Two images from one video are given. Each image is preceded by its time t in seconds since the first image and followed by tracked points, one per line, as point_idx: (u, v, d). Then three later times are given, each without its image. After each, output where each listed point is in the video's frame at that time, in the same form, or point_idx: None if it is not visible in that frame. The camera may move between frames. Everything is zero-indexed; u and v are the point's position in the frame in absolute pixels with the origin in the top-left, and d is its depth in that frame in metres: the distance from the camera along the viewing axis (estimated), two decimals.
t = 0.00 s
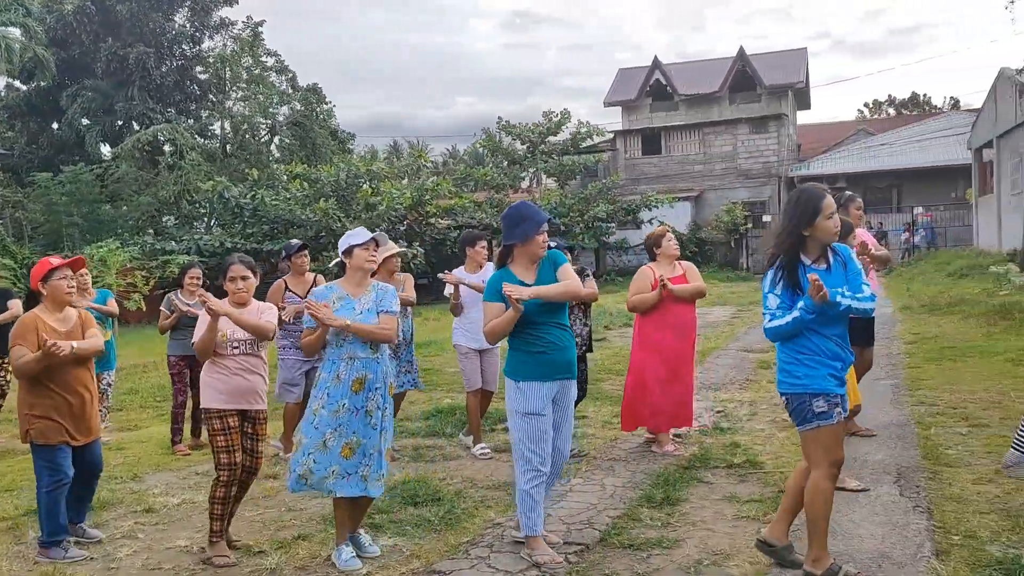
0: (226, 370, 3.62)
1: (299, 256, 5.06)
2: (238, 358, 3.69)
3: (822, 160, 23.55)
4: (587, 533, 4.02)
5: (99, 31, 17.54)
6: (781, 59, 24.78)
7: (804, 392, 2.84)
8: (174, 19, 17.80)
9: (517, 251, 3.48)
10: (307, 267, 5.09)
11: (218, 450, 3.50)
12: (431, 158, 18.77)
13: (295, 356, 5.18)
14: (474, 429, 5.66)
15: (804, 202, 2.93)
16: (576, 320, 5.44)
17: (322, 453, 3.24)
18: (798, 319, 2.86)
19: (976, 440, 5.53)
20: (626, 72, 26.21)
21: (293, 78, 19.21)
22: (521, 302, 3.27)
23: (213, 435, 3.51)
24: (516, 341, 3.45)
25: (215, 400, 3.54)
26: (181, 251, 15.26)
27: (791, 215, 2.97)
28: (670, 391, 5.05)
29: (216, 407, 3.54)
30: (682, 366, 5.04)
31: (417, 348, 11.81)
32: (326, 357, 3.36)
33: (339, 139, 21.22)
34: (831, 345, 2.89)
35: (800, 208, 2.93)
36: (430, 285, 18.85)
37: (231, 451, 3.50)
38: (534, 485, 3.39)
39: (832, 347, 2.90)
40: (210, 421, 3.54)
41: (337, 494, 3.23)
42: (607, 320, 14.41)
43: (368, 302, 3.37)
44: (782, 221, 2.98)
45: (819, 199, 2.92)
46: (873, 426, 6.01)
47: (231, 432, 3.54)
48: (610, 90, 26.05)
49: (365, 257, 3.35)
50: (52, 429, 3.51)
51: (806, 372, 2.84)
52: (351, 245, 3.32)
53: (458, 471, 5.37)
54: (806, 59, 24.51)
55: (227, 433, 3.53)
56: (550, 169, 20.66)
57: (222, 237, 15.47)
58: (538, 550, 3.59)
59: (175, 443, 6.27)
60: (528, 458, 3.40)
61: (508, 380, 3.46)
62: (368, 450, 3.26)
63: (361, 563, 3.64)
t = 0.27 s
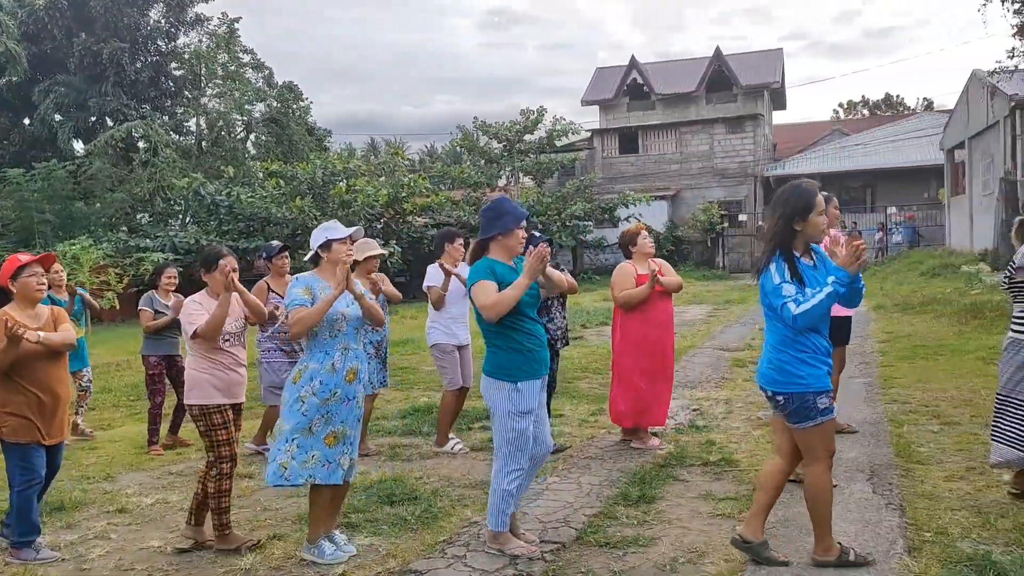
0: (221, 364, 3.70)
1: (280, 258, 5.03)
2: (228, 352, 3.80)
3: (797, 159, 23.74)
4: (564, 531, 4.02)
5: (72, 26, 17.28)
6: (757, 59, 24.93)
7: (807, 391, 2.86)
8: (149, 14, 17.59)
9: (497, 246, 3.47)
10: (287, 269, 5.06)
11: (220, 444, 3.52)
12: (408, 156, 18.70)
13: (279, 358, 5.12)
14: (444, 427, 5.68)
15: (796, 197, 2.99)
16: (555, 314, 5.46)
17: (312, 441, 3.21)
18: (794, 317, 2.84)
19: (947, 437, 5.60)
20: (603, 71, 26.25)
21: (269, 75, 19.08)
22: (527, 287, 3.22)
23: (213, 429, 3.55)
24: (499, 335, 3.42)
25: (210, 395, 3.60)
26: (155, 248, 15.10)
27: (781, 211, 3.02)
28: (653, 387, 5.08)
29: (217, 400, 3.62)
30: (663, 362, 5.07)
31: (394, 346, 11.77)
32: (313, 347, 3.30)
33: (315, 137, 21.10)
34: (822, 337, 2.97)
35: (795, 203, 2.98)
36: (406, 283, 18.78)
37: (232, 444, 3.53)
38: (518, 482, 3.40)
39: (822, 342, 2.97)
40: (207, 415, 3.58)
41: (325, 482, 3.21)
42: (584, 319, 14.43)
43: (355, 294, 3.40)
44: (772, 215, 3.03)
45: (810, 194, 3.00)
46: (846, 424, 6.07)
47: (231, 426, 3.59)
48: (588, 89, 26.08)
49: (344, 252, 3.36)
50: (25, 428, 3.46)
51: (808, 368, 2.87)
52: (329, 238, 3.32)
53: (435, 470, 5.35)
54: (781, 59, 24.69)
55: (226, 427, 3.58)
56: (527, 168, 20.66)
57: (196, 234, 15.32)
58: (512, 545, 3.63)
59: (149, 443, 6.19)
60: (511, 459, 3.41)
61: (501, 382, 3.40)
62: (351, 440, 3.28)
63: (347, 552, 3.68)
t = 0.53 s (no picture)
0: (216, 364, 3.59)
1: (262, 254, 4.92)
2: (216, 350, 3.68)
3: (773, 156, 23.88)
4: (541, 527, 4.01)
5: (43, 18, 17.02)
6: (733, 56, 25.04)
7: (809, 382, 2.86)
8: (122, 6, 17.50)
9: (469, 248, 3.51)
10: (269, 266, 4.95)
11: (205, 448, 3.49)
12: (384, 151, 18.60)
13: (265, 354, 5.06)
14: (419, 424, 5.64)
15: (788, 193, 2.98)
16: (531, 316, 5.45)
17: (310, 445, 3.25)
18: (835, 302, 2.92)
19: (918, 431, 5.65)
20: (580, 67, 26.26)
21: (243, 70, 18.96)
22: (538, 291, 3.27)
23: (204, 432, 3.50)
24: (486, 336, 3.37)
25: (207, 397, 3.51)
26: (128, 244, 14.91)
27: (772, 205, 3.00)
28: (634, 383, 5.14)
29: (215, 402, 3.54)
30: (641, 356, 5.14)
31: (370, 343, 11.70)
32: (303, 351, 3.31)
33: (291, 132, 20.95)
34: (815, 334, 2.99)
35: (786, 195, 2.97)
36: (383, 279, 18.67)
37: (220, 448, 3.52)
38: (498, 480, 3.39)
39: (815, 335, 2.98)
40: (201, 417, 3.51)
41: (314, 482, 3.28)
42: (561, 315, 14.42)
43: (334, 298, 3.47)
44: (771, 201, 2.99)
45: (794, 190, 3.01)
46: (821, 419, 6.11)
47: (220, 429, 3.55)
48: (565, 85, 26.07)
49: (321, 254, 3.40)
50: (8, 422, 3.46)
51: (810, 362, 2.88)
52: (310, 241, 3.30)
53: (411, 466, 5.32)
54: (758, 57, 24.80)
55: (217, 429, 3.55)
56: (505, 164, 20.63)
57: (170, 230, 15.16)
58: (488, 541, 3.62)
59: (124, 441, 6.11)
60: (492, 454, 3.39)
61: (484, 379, 3.36)
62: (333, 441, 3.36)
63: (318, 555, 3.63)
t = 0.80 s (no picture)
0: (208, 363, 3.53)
1: (247, 249, 4.77)
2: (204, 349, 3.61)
3: (750, 152, 24.01)
4: (518, 521, 3.99)
5: (13, 9, 16.66)
6: (709, 52, 25.14)
7: (783, 374, 2.86)
8: None
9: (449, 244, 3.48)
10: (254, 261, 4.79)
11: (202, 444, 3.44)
12: (361, 145, 18.49)
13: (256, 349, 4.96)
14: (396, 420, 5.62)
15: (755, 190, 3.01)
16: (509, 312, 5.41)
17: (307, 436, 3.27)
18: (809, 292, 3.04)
19: (891, 424, 5.70)
20: (557, 62, 26.25)
21: (218, 63, 18.83)
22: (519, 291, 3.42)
23: (200, 429, 3.44)
24: (476, 329, 3.32)
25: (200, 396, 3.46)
26: (100, 239, 14.72)
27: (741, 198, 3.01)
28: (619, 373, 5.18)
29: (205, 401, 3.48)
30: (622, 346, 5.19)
31: (346, 338, 11.63)
32: (302, 348, 3.27)
33: (266, 127, 20.79)
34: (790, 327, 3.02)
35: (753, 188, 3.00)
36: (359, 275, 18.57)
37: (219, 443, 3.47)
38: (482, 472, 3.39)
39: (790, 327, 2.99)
40: (192, 417, 3.45)
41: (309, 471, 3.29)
42: (538, 310, 14.42)
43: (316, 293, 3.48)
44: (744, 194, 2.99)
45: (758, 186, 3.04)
46: (796, 412, 6.15)
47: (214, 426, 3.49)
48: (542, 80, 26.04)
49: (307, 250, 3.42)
50: None
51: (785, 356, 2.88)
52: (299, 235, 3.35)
53: (387, 462, 5.29)
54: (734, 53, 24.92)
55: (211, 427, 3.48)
56: (482, 159, 20.59)
57: (143, 224, 14.98)
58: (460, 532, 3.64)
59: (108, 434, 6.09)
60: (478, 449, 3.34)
61: (472, 371, 3.31)
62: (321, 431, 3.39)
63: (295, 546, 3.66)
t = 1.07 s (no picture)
0: (179, 358, 3.45)
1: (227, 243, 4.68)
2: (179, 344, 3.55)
3: (728, 148, 24.13)
4: (495, 517, 3.99)
5: None
6: (688, 49, 25.24)
7: (751, 376, 2.87)
8: None
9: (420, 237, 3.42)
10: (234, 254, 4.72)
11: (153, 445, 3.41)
12: (339, 141, 18.39)
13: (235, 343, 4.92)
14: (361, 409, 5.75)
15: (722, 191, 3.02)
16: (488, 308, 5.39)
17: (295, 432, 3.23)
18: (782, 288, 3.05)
19: (865, 418, 5.75)
20: (537, 58, 26.23)
21: (195, 57, 18.73)
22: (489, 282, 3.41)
23: (155, 429, 3.40)
24: (452, 325, 3.29)
25: (163, 395, 3.41)
26: (75, 234, 14.52)
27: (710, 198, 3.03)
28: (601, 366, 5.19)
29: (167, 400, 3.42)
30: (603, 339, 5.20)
31: (324, 334, 11.56)
32: (281, 342, 3.24)
33: (243, 121, 20.63)
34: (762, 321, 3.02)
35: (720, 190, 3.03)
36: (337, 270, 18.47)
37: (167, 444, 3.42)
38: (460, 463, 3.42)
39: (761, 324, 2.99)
40: (154, 415, 3.40)
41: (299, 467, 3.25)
42: (517, 306, 14.41)
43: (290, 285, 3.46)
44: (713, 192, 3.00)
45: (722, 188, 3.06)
46: (772, 407, 6.19)
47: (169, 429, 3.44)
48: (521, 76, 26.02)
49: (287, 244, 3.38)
50: None
51: (756, 357, 2.89)
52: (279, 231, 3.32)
53: (365, 458, 5.27)
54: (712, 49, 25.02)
55: (166, 426, 3.43)
56: (461, 154, 20.55)
57: (118, 220, 14.79)
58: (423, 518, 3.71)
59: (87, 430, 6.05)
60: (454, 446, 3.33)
61: (449, 367, 3.29)
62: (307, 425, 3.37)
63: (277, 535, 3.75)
